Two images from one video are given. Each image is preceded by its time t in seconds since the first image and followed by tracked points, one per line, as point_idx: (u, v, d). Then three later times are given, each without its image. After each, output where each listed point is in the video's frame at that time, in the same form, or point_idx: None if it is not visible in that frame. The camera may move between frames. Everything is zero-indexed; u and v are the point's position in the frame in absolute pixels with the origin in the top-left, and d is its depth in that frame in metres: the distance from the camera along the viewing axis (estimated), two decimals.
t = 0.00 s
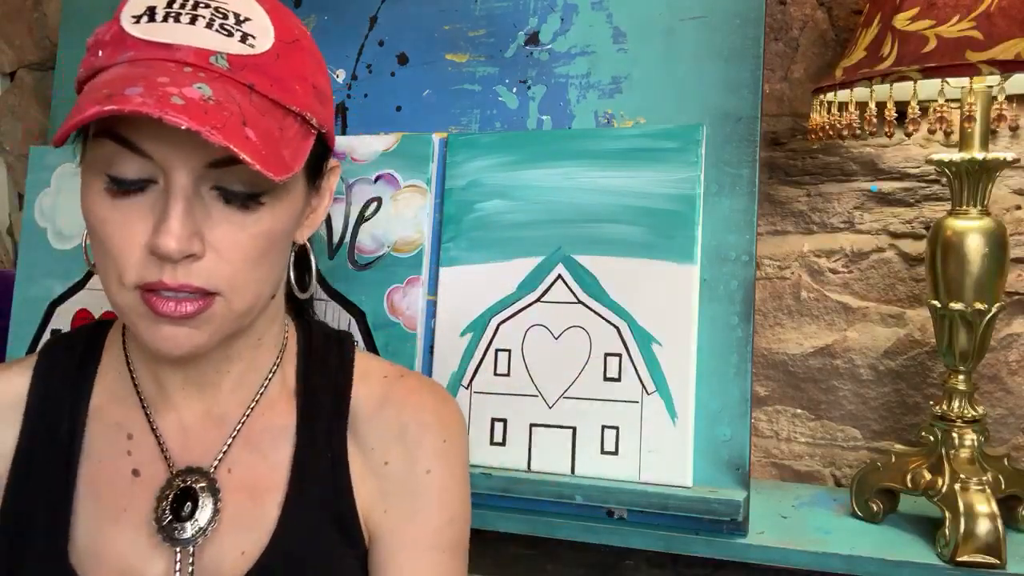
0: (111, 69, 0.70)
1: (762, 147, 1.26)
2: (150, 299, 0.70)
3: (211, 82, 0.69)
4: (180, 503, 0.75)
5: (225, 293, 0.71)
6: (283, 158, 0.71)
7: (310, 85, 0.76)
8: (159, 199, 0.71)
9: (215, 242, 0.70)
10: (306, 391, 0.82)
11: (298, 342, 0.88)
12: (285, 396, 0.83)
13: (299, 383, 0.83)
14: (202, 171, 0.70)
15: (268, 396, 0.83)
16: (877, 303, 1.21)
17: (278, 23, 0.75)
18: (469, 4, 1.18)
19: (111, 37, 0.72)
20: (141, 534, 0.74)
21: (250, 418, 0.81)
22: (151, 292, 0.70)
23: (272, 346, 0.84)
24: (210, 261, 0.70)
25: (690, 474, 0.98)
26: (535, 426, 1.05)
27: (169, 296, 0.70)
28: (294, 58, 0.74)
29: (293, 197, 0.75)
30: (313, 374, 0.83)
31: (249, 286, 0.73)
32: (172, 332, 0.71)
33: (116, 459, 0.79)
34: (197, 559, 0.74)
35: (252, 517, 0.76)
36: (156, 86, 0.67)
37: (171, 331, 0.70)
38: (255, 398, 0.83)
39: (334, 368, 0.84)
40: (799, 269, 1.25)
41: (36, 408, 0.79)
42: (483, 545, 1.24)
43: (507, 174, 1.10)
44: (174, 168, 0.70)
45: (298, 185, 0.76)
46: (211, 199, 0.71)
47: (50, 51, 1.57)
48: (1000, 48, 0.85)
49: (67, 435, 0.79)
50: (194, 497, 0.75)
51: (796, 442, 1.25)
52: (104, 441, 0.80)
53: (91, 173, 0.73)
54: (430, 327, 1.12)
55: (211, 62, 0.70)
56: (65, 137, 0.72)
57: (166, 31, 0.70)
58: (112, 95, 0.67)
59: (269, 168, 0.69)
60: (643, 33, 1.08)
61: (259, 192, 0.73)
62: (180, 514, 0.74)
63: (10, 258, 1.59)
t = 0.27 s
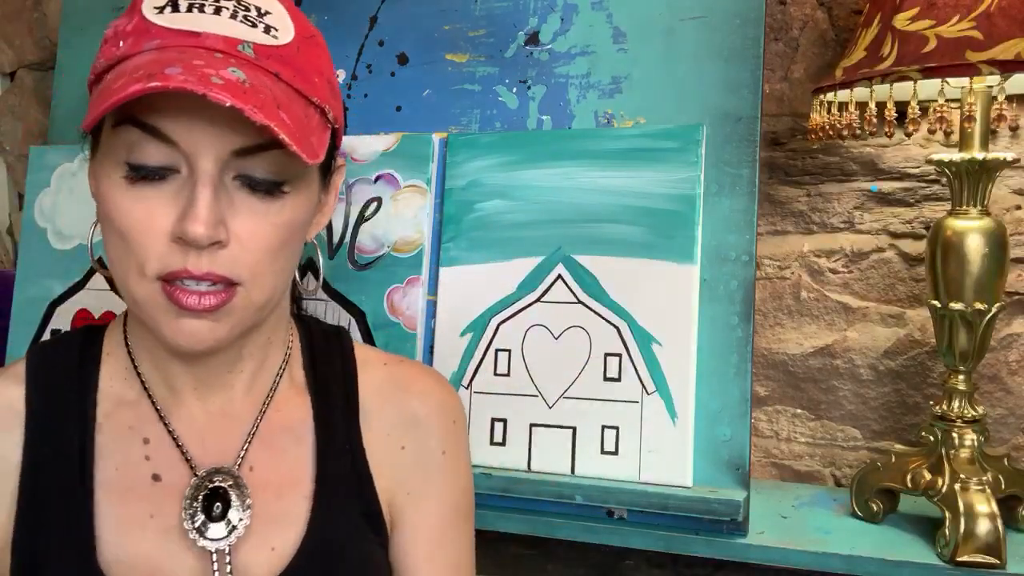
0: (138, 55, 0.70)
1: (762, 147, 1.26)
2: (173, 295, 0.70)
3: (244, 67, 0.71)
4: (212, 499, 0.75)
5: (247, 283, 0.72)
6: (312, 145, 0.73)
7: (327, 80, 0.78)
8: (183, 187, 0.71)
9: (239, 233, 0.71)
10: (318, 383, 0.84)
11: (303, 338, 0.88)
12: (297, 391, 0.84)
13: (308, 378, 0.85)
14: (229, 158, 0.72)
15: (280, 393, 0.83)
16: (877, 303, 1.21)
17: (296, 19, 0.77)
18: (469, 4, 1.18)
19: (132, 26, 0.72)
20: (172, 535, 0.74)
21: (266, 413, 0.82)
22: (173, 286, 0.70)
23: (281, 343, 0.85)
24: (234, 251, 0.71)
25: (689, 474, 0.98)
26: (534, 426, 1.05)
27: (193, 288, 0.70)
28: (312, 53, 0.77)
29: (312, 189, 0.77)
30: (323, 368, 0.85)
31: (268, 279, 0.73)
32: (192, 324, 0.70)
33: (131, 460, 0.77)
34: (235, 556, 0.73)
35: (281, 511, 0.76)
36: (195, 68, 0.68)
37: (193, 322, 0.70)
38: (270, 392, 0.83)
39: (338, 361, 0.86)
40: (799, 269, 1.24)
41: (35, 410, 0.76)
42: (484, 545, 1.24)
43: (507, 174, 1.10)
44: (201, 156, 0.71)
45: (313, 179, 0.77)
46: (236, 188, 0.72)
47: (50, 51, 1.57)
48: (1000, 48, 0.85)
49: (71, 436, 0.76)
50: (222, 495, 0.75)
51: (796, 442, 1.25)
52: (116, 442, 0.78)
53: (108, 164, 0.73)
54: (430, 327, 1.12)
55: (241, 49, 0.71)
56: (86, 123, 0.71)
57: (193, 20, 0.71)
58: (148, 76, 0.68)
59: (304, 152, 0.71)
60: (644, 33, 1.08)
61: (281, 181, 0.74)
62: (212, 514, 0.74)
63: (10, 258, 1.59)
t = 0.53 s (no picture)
0: (153, 57, 0.70)
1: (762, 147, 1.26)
2: (202, 294, 0.70)
3: (264, 66, 0.71)
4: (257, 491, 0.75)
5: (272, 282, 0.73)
6: (332, 142, 0.75)
7: (337, 75, 0.79)
8: (205, 188, 0.71)
9: (263, 232, 0.72)
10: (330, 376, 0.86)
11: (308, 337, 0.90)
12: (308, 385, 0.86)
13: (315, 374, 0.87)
14: (250, 158, 0.72)
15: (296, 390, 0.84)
16: (877, 303, 1.21)
17: (303, 16, 0.78)
18: (469, 4, 1.18)
19: (144, 28, 0.72)
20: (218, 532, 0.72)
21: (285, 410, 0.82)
22: (199, 288, 0.70)
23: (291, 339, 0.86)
24: (259, 250, 0.71)
25: (689, 473, 0.98)
26: (534, 426, 1.05)
27: (220, 290, 0.70)
28: (322, 49, 0.78)
29: (327, 185, 0.78)
30: (332, 363, 0.87)
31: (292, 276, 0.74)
32: (220, 325, 0.70)
33: (161, 459, 0.74)
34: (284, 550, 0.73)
35: (315, 503, 0.77)
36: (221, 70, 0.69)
37: (221, 324, 0.70)
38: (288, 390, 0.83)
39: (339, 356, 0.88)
40: (799, 269, 1.24)
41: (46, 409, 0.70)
42: (484, 545, 1.23)
43: (507, 174, 1.10)
44: (222, 156, 0.71)
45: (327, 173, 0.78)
46: (257, 187, 0.73)
47: (50, 51, 1.57)
48: (1000, 48, 0.85)
49: (93, 434, 0.71)
50: (263, 488, 0.75)
51: (796, 442, 1.25)
52: (144, 443, 0.74)
53: (122, 165, 0.72)
54: (430, 327, 1.12)
55: (257, 48, 0.72)
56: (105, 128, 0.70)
57: (206, 21, 0.72)
58: (172, 78, 0.68)
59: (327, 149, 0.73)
60: (643, 34, 1.08)
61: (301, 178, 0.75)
62: (255, 507, 0.74)
63: (10, 258, 1.59)
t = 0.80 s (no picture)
0: (169, 53, 0.70)
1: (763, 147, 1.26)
2: (226, 284, 0.70)
3: (278, 54, 0.72)
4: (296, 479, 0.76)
5: (295, 271, 0.73)
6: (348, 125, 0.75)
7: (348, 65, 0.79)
8: (225, 179, 0.71)
9: (284, 219, 0.72)
10: (340, 371, 0.91)
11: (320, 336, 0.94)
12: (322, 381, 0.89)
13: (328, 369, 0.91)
14: (268, 146, 0.73)
15: (316, 382, 0.88)
16: (877, 303, 1.21)
17: (311, 9, 0.79)
18: (469, 4, 1.18)
19: (157, 27, 0.72)
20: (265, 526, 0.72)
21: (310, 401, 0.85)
22: (223, 278, 0.70)
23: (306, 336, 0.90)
24: (281, 238, 0.72)
25: (689, 473, 0.98)
26: (534, 426, 1.04)
27: (245, 280, 0.71)
28: (331, 39, 0.78)
29: (344, 174, 0.79)
30: (343, 360, 0.92)
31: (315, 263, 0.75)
32: (246, 316, 0.71)
33: (202, 454, 0.73)
34: (326, 535, 0.75)
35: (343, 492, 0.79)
36: (238, 58, 0.69)
37: (248, 314, 0.71)
38: (309, 383, 0.87)
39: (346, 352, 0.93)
40: (799, 269, 1.25)
41: (89, 404, 0.66)
42: (484, 545, 1.23)
43: (507, 174, 1.10)
44: (240, 145, 0.71)
45: (344, 160, 0.79)
46: (276, 175, 0.73)
47: (50, 51, 1.57)
48: (1000, 48, 0.85)
49: (139, 430, 0.68)
50: (301, 477, 0.76)
51: (796, 442, 1.25)
52: (185, 439, 0.73)
53: (143, 163, 0.72)
54: (430, 327, 1.12)
55: (270, 37, 0.72)
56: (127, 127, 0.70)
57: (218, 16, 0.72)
58: (191, 69, 0.68)
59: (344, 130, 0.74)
60: (643, 34, 1.08)
61: (318, 164, 0.76)
62: (296, 495, 0.74)
63: (10, 258, 1.59)
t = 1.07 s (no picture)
0: (169, 52, 0.70)
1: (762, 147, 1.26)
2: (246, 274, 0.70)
3: (275, 43, 0.71)
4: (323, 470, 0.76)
5: (311, 256, 0.73)
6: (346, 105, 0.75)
7: (345, 53, 0.79)
8: (235, 172, 0.71)
9: (296, 206, 0.72)
10: (350, 371, 0.92)
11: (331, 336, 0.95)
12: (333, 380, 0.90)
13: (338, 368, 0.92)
14: (273, 134, 0.73)
15: (330, 379, 0.89)
16: (877, 303, 1.21)
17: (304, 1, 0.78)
18: (469, 4, 1.18)
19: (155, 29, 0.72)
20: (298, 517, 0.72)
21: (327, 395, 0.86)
22: (243, 270, 0.70)
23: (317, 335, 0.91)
24: (293, 224, 0.72)
25: (689, 473, 0.98)
26: (534, 426, 1.04)
27: (264, 269, 0.71)
28: (325, 28, 0.78)
29: (352, 161, 0.79)
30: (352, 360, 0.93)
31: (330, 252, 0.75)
32: (266, 305, 0.71)
33: (235, 449, 0.73)
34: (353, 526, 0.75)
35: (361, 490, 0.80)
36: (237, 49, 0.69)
37: (270, 303, 0.71)
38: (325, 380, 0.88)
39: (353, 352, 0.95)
40: (799, 269, 1.25)
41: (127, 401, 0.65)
42: (484, 545, 1.23)
43: (507, 174, 1.10)
44: (246, 135, 0.71)
45: (350, 146, 0.79)
46: (284, 163, 0.74)
47: (50, 51, 1.57)
48: (1000, 48, 0.85)
49: (178, 426, 0.67)
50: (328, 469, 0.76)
51: (796, 442, 1.25)
52: (216, 431, 0.72)
53: (156, 165, 0.72)
54: (430, 327, 1.12)
55: (265, 28, 0.72)
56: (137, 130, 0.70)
57: (212, 10, 0.72)
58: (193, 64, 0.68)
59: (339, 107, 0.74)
60: (643, 34, 1.08)
61: (325, 149, 0.76)
62: (326, 486, 0.74)
63: (10, 258, 1.59)
